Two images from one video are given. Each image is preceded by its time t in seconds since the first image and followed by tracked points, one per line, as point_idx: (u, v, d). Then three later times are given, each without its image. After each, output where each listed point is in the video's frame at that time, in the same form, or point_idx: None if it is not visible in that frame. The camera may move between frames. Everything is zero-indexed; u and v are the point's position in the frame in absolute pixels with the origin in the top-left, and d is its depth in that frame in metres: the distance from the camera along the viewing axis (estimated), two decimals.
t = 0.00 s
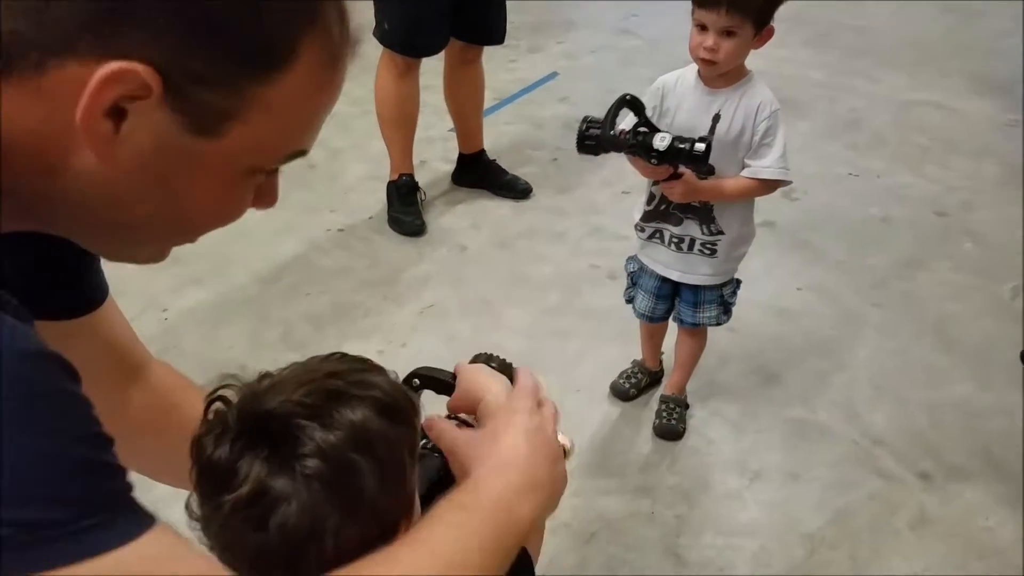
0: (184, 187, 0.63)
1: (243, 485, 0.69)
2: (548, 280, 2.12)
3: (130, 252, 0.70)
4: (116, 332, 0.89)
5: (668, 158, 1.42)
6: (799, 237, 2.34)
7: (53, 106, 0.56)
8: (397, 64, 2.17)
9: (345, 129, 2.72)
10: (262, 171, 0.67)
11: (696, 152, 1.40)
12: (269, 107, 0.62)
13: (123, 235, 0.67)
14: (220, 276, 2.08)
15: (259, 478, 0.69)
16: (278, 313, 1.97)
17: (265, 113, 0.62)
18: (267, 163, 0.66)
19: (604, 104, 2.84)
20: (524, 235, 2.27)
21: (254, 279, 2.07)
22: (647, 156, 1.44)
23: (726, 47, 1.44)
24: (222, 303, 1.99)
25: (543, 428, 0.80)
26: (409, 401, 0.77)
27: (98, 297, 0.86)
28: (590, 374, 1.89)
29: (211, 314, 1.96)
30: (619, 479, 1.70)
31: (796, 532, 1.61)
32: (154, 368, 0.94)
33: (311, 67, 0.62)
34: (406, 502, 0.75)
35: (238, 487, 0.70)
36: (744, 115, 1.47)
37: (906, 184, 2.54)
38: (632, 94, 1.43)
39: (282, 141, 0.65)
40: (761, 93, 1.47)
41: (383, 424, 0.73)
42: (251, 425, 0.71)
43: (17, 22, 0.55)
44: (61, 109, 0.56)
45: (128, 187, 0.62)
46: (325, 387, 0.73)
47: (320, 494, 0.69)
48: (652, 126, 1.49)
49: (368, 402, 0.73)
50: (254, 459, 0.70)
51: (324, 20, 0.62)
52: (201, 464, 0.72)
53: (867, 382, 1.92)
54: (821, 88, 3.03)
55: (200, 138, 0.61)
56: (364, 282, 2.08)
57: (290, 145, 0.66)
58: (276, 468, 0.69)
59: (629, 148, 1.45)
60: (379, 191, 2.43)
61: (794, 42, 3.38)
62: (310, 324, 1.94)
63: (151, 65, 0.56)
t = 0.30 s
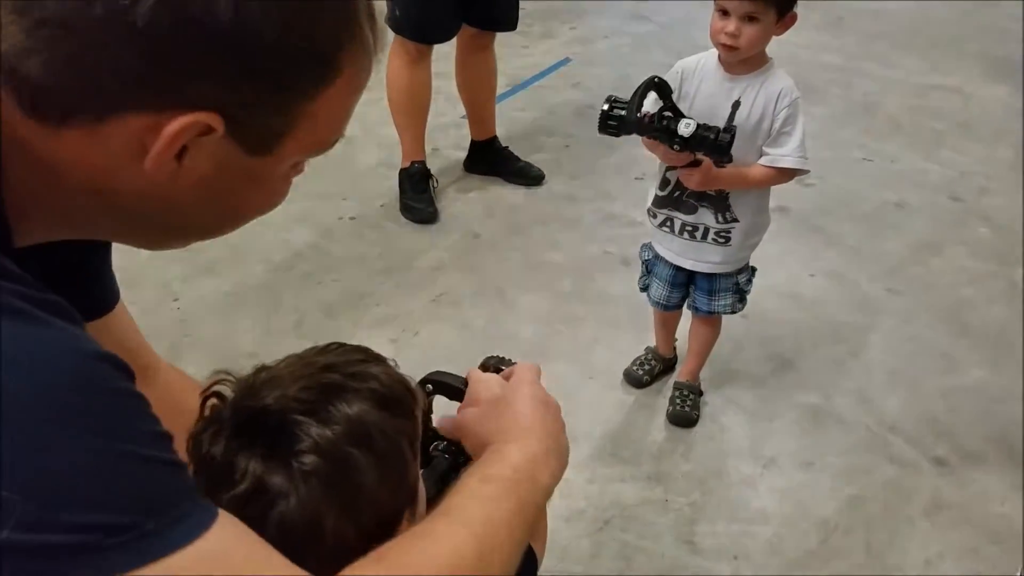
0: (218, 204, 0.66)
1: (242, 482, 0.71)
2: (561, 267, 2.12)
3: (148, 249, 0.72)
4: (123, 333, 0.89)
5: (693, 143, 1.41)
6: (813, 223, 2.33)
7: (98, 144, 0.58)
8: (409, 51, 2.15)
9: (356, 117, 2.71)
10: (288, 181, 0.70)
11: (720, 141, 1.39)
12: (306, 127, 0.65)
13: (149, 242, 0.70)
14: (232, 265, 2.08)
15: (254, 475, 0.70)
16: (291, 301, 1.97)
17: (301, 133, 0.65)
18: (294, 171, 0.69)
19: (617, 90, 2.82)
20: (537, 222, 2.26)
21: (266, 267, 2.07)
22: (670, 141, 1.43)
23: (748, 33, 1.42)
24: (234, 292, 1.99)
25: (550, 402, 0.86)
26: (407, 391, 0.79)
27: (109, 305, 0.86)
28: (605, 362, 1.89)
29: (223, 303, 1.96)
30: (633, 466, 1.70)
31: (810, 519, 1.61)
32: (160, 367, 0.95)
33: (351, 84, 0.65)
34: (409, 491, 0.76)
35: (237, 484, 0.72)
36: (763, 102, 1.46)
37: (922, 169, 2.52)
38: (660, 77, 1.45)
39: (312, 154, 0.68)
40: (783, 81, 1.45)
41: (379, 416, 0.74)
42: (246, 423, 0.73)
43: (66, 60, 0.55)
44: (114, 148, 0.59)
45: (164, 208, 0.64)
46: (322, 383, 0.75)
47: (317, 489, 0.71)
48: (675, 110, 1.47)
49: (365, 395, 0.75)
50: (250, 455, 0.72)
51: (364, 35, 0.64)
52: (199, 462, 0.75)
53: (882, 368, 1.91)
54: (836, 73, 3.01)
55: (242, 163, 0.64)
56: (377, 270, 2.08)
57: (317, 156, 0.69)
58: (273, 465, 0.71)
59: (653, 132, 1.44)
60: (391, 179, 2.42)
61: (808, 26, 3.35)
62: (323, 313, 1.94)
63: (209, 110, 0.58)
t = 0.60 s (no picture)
0: (223, 220, 0.64)
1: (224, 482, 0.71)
2: (558, 264, 2.11)
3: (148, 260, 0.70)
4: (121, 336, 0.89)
5: (680, 139, 1.42)
6: (806, 219, 2.34)
7: (103, 165, 0.57)
8: (403, 48, 2.14)
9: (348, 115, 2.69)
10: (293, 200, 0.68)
11: (707, 134, 1.39)
12: (315, 149, 0.63)
13: (153, 253, 0.68)
14: (223, 265, 2.06)
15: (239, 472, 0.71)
16: (284, 301, 1.95)
17: (310, 154, 0.63)
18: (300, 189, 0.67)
19: (610, 87, 2.81)
20: (532, 219, 2.25)
21: (258, 267, 2.05)
22: (659, 138, 1.44)
23: (736, 32, 1.41)
24: (226, 292, 1.97)
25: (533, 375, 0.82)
26: (385, 384, 0.81)
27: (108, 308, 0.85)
28: (603, 359, 1.89)
29: (214, 304, 1.94)
30: (631, 464, 1.69)
31: (806, 514, 1.61)
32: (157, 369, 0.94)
33: (363, 102, 0.63)
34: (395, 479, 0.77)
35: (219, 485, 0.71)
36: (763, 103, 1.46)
37: (913, 165, 2.54)
38: (644, 75, 1.44)
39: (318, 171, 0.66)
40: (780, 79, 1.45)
41: (359, 409, 0.76)
42: (228, 421, 0.74)
43: (79, 88, 0.52)
44: (121, 170, 0.57)
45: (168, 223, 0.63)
46: (300, 379, 0.77)
47: (303, 484, 0.71)
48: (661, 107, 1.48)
49: (344, 389, 0.77)
50: (234, 453, 0.72)
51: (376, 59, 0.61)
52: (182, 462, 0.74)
53: (876, 362, 1.92)
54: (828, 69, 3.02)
55: (250, 185, 0.62)
56: (371, 269, 2.06)
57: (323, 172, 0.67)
58: (256, 462, 0.72)
59: (639, 129, 1.44)
60: (384, 176, 2.40)
61: (800, 23, 3.37)
62: (316, 312, 1.92)
63: (223, 137, 0.56)
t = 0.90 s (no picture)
0: (205, 217, 0.63)
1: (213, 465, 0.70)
2: (543, 263, 2.11)
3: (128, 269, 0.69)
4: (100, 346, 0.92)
5: (684, 135, 1.43)
6: (791, 216, 2.35)
7: (83, 154, 0.55)
8: (387, 46, 2.13)
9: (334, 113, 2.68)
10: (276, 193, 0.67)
11: (711, 125, 1.42)
12: (298, 146, 0.61)
13: (131, 260, 0.67)
14: (207, 265, 2.05)
15: (225, 452, 0.70)
16: (269, 300, 1.94)
17: (293, 151, 0.61)
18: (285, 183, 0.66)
19: (596, 85, 2.81)
20: (517, 218, 2.25)
21: (242, 267, 2.04)
22: (660, 135, 1.44)
23: (707, 35, 1.43)
24: (210, 292, 1.96)
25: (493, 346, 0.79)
26: (368, 361, 0.81)
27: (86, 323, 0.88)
28: (588, 358, 1.89)
29: (198, 304, 1.93)
30: (617, 462, 1.70)
31: (790, 510, 1.62)
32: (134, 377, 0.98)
33: (345, 104, 0.61)
34: (383, 452, 0.77)
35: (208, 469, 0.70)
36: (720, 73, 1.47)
37: (897, 162, 2.55)
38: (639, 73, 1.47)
39: (302, 172, 0.64)
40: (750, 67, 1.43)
41: (344, 384, 0.76)
42: (211, 404, 0.73)
43: (58, 66, 0.51)
44: (100, 157, 0.55)
45: (148, 222, 0.61)
46: (284, 358, 0.77)
47: (294, 460, 0.71)
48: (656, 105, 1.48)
49: (327, 366, 0.77)
50: (219, 437, 0.71)
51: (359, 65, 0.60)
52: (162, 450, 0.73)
53: (860, 359, 1.93)
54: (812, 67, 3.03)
55: (230, 181, 0.60)
56: (356, 268, 2.06)
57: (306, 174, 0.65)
58: (244, 442, 0.71)
59: (638, 126, 1.44)
60: (369, 175, 2.40)
61: (784, 21, 3.38)
62: (301, 312, 1.92)
63: (198, 125, 0.54)
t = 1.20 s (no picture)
0: (179, 203, 0.70)
1: (175, 486, 0.71)
2: (536, 262, 2.11)
3: (113, 259, 0.77)
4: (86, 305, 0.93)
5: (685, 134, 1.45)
6: (784, 216, 2.35)
7: (66, 139, 0.63)
8: (380, 45, 2.14)
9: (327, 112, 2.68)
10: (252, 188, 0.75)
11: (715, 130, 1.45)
12: (274, 140, 0.70)
13: (117, 253, 0.76)
14: (200, 264, 2.04)
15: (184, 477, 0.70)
16: (262, 299, 1.94)
17: (269, 144, 0.70)
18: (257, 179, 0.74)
19: (589, 85, 2.82)
20: (510, 217, 2.25)
21: (235, 266, 2.04)
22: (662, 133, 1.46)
23: (706, 43, 1.42)
24: (203, 291, 1.96)
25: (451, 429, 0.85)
26: (346, 380, 0.76)
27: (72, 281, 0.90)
28: (581, 357, 1.89)
29: (191, 303, 1.92)
30: (610, 461, 1.69)
31: (784, 510, 1.62)
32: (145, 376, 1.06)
33: (322, 103, 0.72)
34: (356, 478, 0.75)
35: (170, 488, 0.71)
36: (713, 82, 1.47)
37: (889, 161, 2.55)
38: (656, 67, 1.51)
39: (280, 165, 0.73)
40: (741, 85, 1.43)
41: (308, 415, 0.72)
42: (175, 428, 0.72)
43: (45, 42, 0.61)
44: (90, 146, 0.63)
45: (136, 214, 0.69)
46: (249, 382, 0.73)
47: (249, 494, 0.69)
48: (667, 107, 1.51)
49: (292, 395, 0.72)
50: (180, 463, 0.71)
51: (337, 66, 0.71)
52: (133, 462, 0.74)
53: (853, 358, 1.93)
54: (804, 66, 3.03)
55: (207, 168, 0.68)
56: (348, 267, 2.05)
57: (286, 172, 0.75)
58: (202, 470, 0.70)
59: (646, 116, 1.46)
60: (362, 174, 2.40)
61: (777, 21, 3.38)
62: (294, 311, 1.92)
63: (183, 109, 0.63)
